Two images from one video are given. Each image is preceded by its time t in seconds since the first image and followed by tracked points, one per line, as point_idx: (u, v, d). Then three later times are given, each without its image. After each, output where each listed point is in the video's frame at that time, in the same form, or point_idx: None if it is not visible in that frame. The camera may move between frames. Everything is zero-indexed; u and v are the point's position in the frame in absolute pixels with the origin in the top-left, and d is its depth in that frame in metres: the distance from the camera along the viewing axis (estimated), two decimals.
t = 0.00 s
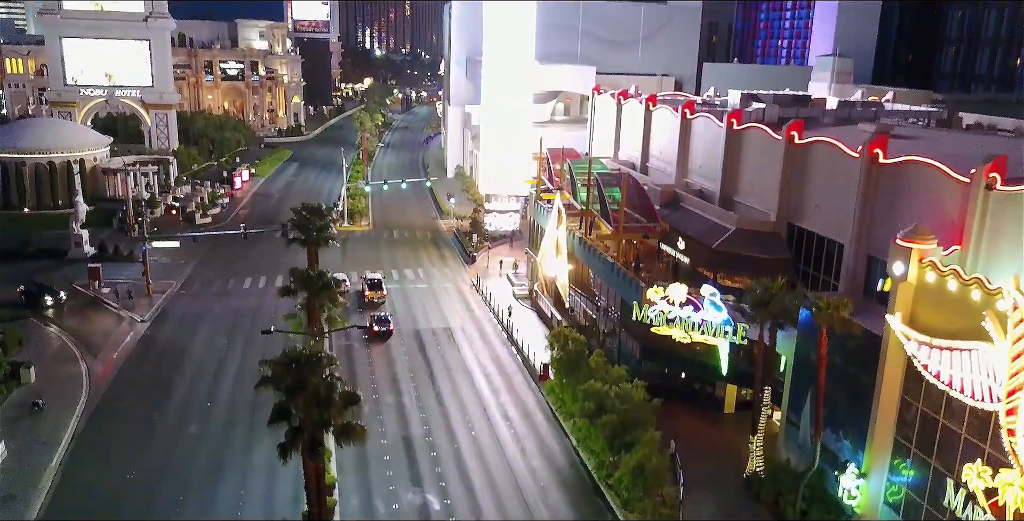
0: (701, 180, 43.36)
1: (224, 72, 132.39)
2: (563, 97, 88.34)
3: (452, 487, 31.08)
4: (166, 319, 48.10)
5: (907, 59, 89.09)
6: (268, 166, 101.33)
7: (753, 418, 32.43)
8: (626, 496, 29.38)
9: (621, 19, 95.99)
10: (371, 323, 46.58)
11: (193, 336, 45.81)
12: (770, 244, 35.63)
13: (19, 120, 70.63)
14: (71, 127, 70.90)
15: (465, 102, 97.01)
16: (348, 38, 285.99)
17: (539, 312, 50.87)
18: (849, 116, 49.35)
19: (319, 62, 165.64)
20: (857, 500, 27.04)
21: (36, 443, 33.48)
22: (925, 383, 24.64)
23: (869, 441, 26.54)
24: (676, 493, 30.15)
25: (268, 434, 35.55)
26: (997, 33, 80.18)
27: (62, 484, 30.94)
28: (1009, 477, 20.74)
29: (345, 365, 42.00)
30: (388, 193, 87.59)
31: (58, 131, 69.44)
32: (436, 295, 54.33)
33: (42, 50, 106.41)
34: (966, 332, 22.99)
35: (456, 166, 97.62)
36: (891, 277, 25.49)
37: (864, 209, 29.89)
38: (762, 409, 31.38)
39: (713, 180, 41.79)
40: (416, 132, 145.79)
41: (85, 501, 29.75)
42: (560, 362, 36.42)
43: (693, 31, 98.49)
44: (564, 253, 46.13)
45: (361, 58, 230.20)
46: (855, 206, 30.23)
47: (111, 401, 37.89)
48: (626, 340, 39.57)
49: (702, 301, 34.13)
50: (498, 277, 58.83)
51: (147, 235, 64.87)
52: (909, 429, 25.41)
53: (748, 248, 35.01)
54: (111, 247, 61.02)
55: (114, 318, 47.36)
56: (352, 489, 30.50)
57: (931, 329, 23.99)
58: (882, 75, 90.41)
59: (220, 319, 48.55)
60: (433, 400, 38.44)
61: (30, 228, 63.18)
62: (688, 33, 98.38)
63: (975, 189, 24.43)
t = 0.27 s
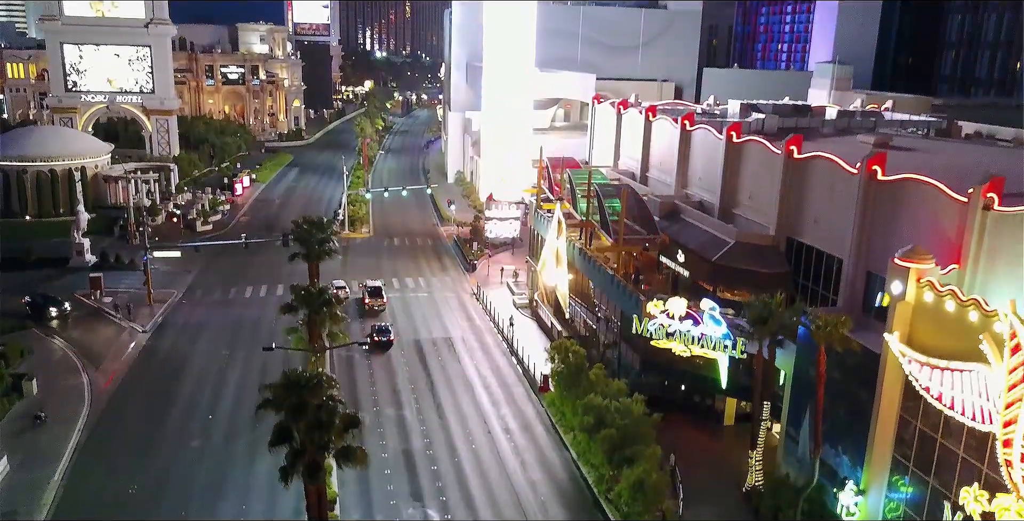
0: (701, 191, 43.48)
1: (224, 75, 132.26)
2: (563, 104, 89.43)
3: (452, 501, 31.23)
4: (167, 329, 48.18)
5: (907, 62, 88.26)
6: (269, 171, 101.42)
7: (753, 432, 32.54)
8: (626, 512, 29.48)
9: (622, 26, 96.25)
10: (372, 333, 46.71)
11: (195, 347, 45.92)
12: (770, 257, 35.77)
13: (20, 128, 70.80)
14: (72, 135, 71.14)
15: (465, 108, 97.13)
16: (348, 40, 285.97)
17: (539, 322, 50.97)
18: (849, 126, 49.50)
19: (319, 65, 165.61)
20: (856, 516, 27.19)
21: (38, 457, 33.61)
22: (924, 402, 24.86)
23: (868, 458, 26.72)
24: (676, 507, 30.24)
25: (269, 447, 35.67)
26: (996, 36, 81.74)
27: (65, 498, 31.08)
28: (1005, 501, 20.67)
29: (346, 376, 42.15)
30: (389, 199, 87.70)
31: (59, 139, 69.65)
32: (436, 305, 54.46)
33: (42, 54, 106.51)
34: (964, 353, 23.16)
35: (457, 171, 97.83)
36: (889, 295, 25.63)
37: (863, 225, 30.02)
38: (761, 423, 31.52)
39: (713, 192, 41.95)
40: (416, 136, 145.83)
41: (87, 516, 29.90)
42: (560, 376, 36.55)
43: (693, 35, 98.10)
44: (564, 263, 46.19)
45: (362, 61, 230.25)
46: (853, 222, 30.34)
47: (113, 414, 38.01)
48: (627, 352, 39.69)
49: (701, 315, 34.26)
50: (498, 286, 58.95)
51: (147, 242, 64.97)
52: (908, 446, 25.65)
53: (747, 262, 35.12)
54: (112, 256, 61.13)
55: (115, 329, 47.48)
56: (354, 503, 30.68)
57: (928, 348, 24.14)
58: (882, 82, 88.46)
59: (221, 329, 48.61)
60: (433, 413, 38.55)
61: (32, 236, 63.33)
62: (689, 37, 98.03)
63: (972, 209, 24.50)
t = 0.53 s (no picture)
0: (700, 201, 43.57)
1: (225, 79, 132.41)
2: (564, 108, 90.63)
3: (453, 512, 31.38)
4: (168, 337, 48.32)
5: (907, 63, 88.20)
6: (270, 175, 101.58)
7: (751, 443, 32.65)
8: None
9: (622, 31, 96.52)
10: (373, 341, 46.85)
11: (196, 355, 46.09)
12: (769, 268, 35.93)
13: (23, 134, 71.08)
14: (73, 141, 71.30)
15: (465, 112, 97.86)
16: (349, 42, 286.26)
17: (539, 329, 51.09)
18: (847, 134, 49.67)
19: (319, 68, 165.83)
20: None
21: (40, 467, 33.76)
22: (921, 416, 25.07)
23: (866, 471, 26.87)
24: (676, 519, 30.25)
25: (270, 457, 35.83)
26: (996, 39, 81.47)
27: (67, 509, 31.25)
28: (1001, 519, 20.82)
29: (347, 385, 42.30)
30: (389, 204, 87.84)
31: (60, 144, 69.84)
32: (437, 311, 54.60)
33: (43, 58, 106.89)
34: (962, 369, 23.25)
35: (457, 176, 98.02)
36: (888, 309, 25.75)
37: (862, 237, 30.11)
38: (761, 435, 31.63)
39: (712, 202, 42.11)
40: (416, 139, 146.05)
41: None
42: (560, 386, 36.60)
43: (693, 39, 98.35)
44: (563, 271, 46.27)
45: (362, 63, 230.58)
46: (852, 235, 30.51)
47: (114, 423, 38.17)
48: (627, 362, 39.87)
49: (701, 326, 34.38)
50: (499, 292, 59.10)
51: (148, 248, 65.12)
52: (906, 460, 25.87)
53: (747, 272, 35.29)
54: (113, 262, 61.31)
55: (117, 337, 47.64)
56: (356, 514, 30.85)
57: (927, 363, 24.26)
58: (882, 82, 88.48)
59: (222, 337, 48.77)
60: (434, 422, 38.68)
61: (33, 243, 63.60)
62: (688, 41, 98.37)
63: (970, 225, 24.57)
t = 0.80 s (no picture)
0: (700, 210, 43.66)
1: (225, 82, 132.33)
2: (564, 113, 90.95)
3: None
4: (169, 346, 48.42)
5: (907, 65, 88.79)
6: (270, 180, 101.55)
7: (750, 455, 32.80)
8: None
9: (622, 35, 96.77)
10: (372, 349, 46.97)
11: (197, 364, 46.25)
12: (767, 278, 36.07)
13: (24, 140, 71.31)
14: (74, 147, 71.56)
15: (464, 116, 97.55)
16: (348, 43, 286.64)
17: (539, 338, 51.14)
18: (846, 142, 49.88)
19: (319, 71, 165.99)
20: None
21: (42, 478, 33.91)
22: (919, 432, 25.23)
23: (864, 484, 27.03)
24: None
25: (271, 467, 35.94)
26: (995, 41, 81.06)
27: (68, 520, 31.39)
28: None
29: (347, 394, 42.46)
30: (389, 209, 87.96)
31: (61, 151, 70.05)
32: (437, 318, 54.71)
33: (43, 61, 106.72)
34: (959, 384, 23.39)
35: (457, 180, 98.00)
36: (885, 323, 25.85)
37: (860, 249, 30.23)
38: (760, 447, 31.81)
39: (711, 211, 42.25)
40: (416, 142, 146.16)
41: None
42: (560, 397, 36.60)
43: (693, 44, 98.58)
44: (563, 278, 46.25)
45: (361, 65, 230.95)
46: (851, 248, 30.62)
47: (115, 433, 38.32)
48: (626, 372, 40.02)
49: (700, 337, 34.50)
50: (499, 299, 59.20)
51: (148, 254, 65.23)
52: (904, 475, 26.05)
53: (746, 283, 35.39)
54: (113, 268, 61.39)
55: (118, 346, 47.78)
56: None
57: (924, 378, 24.37)
58: (882, 82, 89.33)
59: (222, 346, 48.87)
60: (434, 432, 38.82)
61: (33, 250, 63.71)
62: (688, 46, 98.61)
63: (968, 240, 24.67)
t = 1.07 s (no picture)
0: (699, 219, 43.76)
1: (225, 86, 132.35)
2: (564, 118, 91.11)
3: None
4: (170, 354, 48.52)
5: (906, 68, 89.40)
6: (271, 184, 101.62)
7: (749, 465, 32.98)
8: None
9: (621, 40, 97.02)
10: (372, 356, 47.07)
11: (198, 372, 46.40)
12: (766, 289, 36.13)
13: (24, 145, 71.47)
14: (74, 152, 71.60)
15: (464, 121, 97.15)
16: (348, 45, 287.02)
17: (539, 346, 51.15)
18: (845, 150, 49.97)
19: (319, 74, 166.15)
20: None
21: (43, 488, 34.06)
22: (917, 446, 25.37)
23: (863, 497, 27.19)
24: None
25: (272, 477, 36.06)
26: (995, 43, 79.92)
27: None
28: None
29: (347, 403, 42.55)
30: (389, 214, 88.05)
31: (61, 156, 70.13)
32: (437, 325, 54.82)
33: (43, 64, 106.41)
34: (956, 400, 23.52)
35: (458, 184, 97.98)
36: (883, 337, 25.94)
37: (859, 262, 30.29)
38: (759, 458, 31.96)
39: (711, 220, 42.31)
40: (416, 144, 146.13)
41: None
42: (559, 407, 36.60)
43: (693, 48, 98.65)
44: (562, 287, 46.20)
45: (362, 67, 231.60)
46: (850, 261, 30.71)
47: (117, 442, 38.45)
48: (626, 381, 40.09)
49: (700, 349, 34.56)
50: (499, 305, 59.32)
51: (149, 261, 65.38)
52: (902, 488, 26.19)
53: (745, 295, 35.45)
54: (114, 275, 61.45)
55: (118, 354, 47.88)
56: None
57: (921, 393, 24.50)
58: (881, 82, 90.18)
59: (223, 353, 49.00)
60: (433, 441, 38.95)
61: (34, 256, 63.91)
62: (688, 50, 98.67)
63: (965, 256, 24.79)
